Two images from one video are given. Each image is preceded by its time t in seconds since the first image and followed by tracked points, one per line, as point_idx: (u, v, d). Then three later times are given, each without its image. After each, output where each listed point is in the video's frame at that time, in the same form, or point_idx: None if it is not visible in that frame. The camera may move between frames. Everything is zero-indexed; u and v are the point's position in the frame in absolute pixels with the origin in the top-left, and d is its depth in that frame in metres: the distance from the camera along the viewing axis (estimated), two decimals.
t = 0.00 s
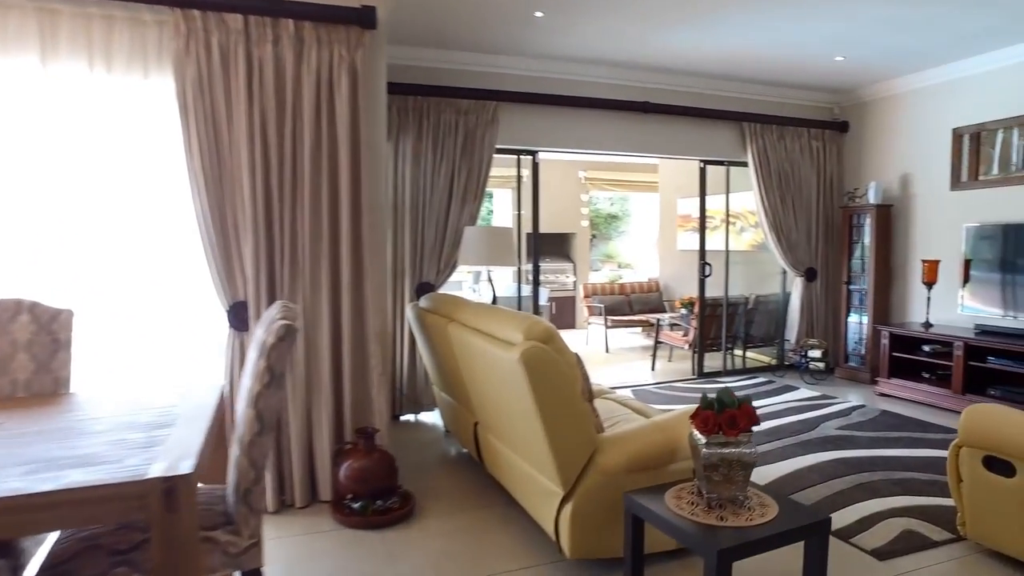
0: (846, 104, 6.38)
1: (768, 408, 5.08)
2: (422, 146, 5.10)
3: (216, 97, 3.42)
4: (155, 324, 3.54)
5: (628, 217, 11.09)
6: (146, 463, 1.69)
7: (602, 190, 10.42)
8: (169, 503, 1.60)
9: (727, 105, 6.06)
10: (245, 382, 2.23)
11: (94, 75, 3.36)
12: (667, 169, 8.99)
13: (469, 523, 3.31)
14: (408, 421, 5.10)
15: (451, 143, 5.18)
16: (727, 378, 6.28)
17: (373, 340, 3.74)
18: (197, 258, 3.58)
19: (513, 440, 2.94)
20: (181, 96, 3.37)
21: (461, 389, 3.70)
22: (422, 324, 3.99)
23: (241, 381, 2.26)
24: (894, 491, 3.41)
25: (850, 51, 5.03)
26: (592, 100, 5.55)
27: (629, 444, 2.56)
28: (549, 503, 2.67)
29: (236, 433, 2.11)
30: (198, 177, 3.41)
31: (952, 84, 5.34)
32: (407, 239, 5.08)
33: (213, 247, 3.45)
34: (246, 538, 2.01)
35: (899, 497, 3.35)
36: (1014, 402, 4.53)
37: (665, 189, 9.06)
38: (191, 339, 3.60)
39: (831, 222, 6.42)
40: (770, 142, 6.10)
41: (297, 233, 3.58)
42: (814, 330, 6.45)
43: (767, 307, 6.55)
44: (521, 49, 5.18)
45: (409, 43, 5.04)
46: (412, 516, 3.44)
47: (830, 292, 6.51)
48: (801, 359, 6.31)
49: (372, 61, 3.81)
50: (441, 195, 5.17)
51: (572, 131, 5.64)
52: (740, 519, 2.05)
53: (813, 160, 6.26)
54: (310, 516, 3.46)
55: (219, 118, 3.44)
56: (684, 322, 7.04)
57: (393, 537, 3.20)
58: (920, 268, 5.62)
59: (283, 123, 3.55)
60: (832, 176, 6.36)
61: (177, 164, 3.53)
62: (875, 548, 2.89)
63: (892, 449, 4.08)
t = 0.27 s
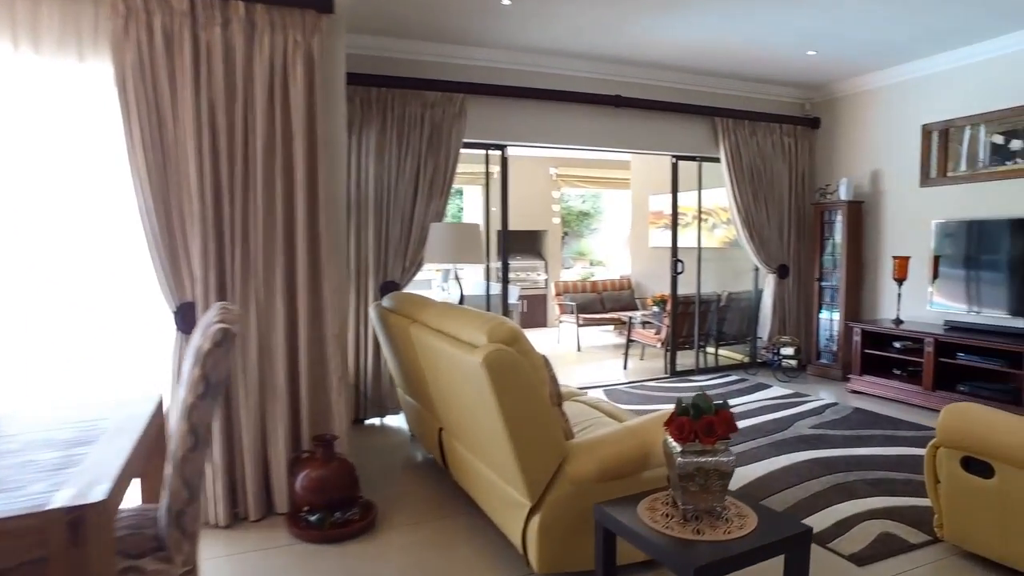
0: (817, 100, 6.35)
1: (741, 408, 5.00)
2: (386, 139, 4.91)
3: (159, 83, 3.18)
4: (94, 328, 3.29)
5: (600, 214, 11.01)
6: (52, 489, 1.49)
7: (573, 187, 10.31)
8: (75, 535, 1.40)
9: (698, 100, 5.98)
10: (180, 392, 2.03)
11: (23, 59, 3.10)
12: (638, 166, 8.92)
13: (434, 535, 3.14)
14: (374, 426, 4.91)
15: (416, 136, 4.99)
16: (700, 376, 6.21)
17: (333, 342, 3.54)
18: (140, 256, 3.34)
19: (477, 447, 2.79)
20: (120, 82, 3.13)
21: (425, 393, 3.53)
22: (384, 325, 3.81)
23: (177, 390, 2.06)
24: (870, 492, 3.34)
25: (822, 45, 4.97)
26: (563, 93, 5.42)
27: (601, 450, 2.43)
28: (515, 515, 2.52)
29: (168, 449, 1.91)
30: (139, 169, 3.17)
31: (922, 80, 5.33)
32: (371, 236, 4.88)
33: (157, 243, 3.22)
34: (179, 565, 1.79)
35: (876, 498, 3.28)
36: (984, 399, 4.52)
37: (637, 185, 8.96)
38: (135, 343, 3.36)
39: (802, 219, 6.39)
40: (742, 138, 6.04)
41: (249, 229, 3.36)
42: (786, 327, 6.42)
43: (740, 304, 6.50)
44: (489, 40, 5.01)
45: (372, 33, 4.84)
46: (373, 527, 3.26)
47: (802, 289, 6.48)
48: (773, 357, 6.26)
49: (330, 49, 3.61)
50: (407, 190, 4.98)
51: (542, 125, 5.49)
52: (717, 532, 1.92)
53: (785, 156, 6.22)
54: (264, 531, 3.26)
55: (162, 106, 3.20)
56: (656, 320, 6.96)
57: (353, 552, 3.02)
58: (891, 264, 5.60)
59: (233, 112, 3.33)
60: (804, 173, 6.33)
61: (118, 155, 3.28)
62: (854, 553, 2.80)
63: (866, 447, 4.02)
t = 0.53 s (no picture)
0: (780, 98, 6.36)
1: (707, 407, 4.98)
2: (343, 134, 4.71)
3: (87, 70, 2.93)
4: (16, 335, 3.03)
5: (565, 212, 10.93)
6: None
7: (537, 185, 10.21)
8: None
9: (662, 97, 5.92)
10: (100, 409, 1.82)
11: None
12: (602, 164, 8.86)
13: (392, 551, 2.97)
14: (332, 433, 4.70)
15: (374, 130, 4.80)
16: (666, 376, 6.16)
17: (284, 346, 3.35)
18: (70, 257, 3.09)
19: (434, 458, 2.64)
20: (43, 67, 2.87)
21: (381, 401, 3.36)
22: (339, 329, 3.63)
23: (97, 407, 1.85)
24: (837, 493, 3.29)
25: (785, 43, 4.95)
26: (526, 88, 5.29)
27: (565, 461, 2.31)
28: (475, 530, 2.38)
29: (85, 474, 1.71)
30: (66, 162, 2.91)
31: (882, 79, 5.36)
32: (327, 235, 4.68)
33: (88, 244, 2.97)
34: None
35: (843, 499, 3.23)
36: (944, 395, 4.55)
37: (602, 184, 8.86)
38: (65, 351, 3.10)
39: (766, 217, 6.40)
40: (707, 135, 6.01)
41: (191, 228, 3.13)
42: (751, 325, 6.41)
43: (705, 303, 6.47)
44: (449, 32, 4.85)
45: (326, 22, 4.63)
46: (326, 544, 3.07)
47: (767, 287, 6.49)
48: (739, 355, 6.26)
49: (278, 37, 3.40)
50: (364, 187, 4.78)
51: (505, 121, 5.35)
52: (688, 548, 1.81)
53: (749, 154, 6.21)
54: (208, 550, 3.04)
55: (92, 95, 2.96)
56: (622, 320, 6.90)
57: (304, 572, 2.83)
58: (853, 262, 5.63)
59: (172, 101, 3.08)
60: (768, 171, 6.33)
61: (42, 148, 3.02)
62: (823, 557, 2.73)
63: (832, 446, 4.00)
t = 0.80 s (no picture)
0: (737, 98, 6.39)
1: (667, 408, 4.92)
2: (291, 128, 4.50)
3: None
4: None
5: (524, 211, 10.85)
6: None
7: (496, 184, 10.11)
8: None
9: (621, 95, 5.88)
10: None
11: None
12: (561, 162, 8.81)
13: (341, 568, 2.81)
14: (282, 442, 4.50)
15: (325, 125, 4.61)
16: (625, 376, 6.12)
17: (224, 353, 3.14)
18: None
19: (384, 470, 2.51)
20: None
21: (330, 409, 3.20)
22: (286, 333, 3.45)
23: None
24: (797, 493, 3.27)
25: (741, 41, 4.94)
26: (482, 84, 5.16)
27: (520, 472, 2.21)
28: (426, 546, 2.26)
29: None
30: None
31: (835, 80, 5.41)
32: (274, 235, 4.46)
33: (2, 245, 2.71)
34: None
35: (802, 499, 3.21)
36: (896, 390, 4.60)
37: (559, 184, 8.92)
38: None
39: (724, 215, 6.42)
40: (665, 133, 5.99)
41: (119, 227, 2.90)
42: (709, 324, 6.43)
43: (664, 301, 6.46)
44: (402, 25, 4.68)
45: (272, 12, 4.41)
46: (272, 562, 2.90)
47: (725, 285, 6.51)
48: (698, 354, 6.26)
49: (216, 24, 3.19)
50: (314, 184, 4.59)
51: (461, 117, 5.22)
52: (648, 563, 1.72)
53: (707, 152, 6.22)
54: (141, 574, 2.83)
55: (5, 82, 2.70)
56: (581, 320, 6.86)
57: None
58: (809, 260, 5.68)
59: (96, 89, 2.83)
60: (725, 169, 6.36)
61: None
62: (784, 561, 2.69)
63: (790, 445, 4.00)
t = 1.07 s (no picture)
0: (692, 97, 6.38)
1: (624, 411, 4.84)
2: (232, 123, 4.26)
3: None
4: None
5: (480, 211, 10.71)
6: None
7: (452, 183, 9.95)
8: None
9: (577, 92, 5.80)
10: None
11: None
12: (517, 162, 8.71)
13: None
14: (225, 453, 4.27)
15: (268, 121, 4.39)
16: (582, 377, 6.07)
17: (153, 363, 2.87)
18: None
19: (322, 487, 2.36)
20: None
21: (269, 421, 3.02)
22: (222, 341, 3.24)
23: None
24: (754, 496, 3.23)
25: (697, 40, 4.91)
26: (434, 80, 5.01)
27: (466, 489, 2.10)
28: (366, 568, 2.13)
29: None
30: None
31: (788, 80, 5.44)
32: (213, 236, 4.22)
33: None
34: None
35: (760, 503, 3.16)
36: (849, 388, 4.63)
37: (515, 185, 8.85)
38: None
39: (680, 215, 6.42)
40: (621, 132, 5.95)
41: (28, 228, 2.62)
42: (666, 324, 6.42)
43: (621, 301, 6.41)
44: (350, 17, 4.49)
45: None
46: None
47: (681, 285, 6.51)
48: (655, 355, 6.22)
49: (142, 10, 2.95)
50: (257, 183, 4.36)
51: (413, 114, 5.06)
52: None
53: (663, 151, 6.20)
54: None
55: None
56: (536, 321, 6.79)
57: None
58: (764, 260, 5.70)
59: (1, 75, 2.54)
60: (681, 169, 6.35)
61: None
62: (742, 569, 2.62)
63: (747, 446, 3.97)
